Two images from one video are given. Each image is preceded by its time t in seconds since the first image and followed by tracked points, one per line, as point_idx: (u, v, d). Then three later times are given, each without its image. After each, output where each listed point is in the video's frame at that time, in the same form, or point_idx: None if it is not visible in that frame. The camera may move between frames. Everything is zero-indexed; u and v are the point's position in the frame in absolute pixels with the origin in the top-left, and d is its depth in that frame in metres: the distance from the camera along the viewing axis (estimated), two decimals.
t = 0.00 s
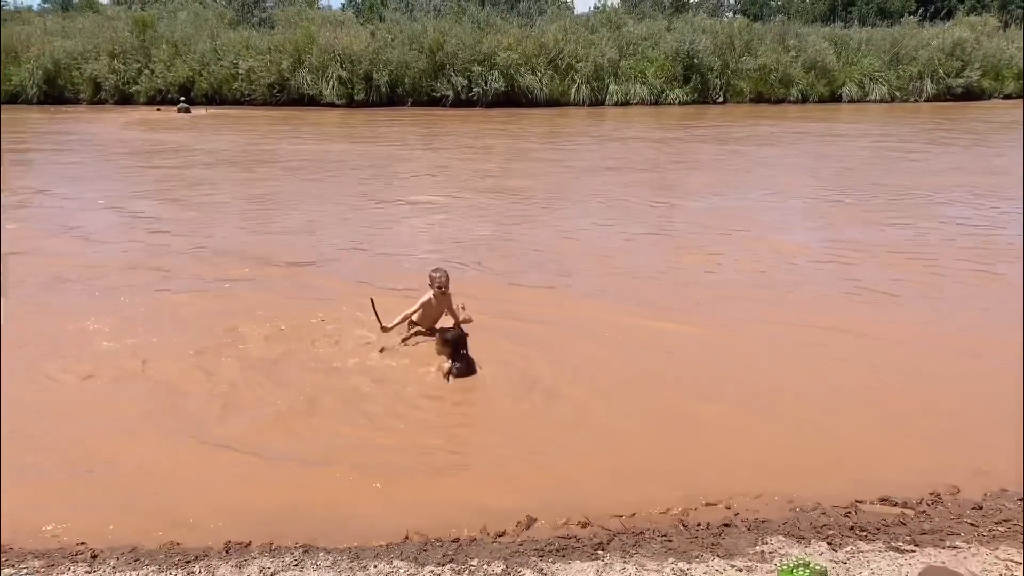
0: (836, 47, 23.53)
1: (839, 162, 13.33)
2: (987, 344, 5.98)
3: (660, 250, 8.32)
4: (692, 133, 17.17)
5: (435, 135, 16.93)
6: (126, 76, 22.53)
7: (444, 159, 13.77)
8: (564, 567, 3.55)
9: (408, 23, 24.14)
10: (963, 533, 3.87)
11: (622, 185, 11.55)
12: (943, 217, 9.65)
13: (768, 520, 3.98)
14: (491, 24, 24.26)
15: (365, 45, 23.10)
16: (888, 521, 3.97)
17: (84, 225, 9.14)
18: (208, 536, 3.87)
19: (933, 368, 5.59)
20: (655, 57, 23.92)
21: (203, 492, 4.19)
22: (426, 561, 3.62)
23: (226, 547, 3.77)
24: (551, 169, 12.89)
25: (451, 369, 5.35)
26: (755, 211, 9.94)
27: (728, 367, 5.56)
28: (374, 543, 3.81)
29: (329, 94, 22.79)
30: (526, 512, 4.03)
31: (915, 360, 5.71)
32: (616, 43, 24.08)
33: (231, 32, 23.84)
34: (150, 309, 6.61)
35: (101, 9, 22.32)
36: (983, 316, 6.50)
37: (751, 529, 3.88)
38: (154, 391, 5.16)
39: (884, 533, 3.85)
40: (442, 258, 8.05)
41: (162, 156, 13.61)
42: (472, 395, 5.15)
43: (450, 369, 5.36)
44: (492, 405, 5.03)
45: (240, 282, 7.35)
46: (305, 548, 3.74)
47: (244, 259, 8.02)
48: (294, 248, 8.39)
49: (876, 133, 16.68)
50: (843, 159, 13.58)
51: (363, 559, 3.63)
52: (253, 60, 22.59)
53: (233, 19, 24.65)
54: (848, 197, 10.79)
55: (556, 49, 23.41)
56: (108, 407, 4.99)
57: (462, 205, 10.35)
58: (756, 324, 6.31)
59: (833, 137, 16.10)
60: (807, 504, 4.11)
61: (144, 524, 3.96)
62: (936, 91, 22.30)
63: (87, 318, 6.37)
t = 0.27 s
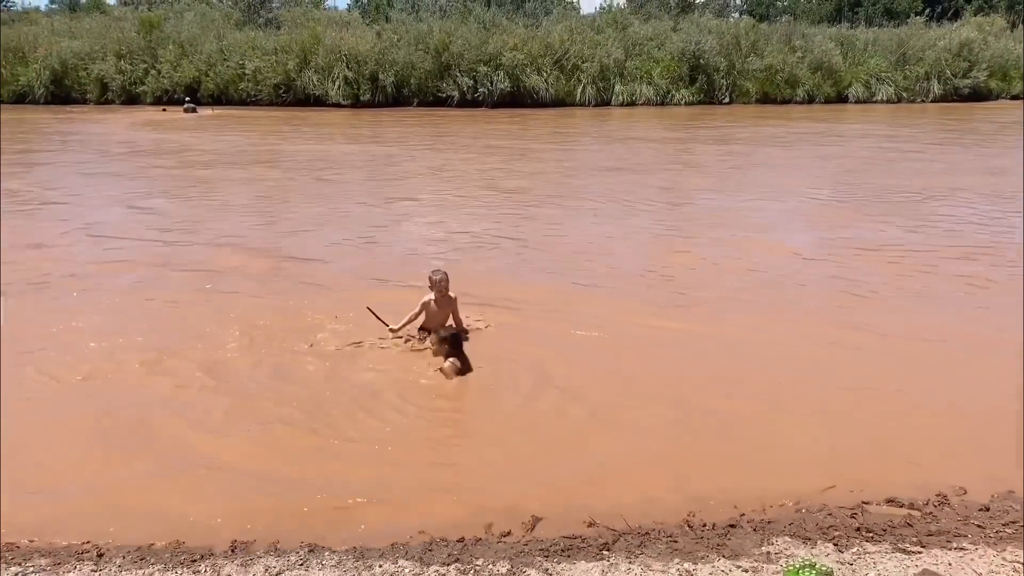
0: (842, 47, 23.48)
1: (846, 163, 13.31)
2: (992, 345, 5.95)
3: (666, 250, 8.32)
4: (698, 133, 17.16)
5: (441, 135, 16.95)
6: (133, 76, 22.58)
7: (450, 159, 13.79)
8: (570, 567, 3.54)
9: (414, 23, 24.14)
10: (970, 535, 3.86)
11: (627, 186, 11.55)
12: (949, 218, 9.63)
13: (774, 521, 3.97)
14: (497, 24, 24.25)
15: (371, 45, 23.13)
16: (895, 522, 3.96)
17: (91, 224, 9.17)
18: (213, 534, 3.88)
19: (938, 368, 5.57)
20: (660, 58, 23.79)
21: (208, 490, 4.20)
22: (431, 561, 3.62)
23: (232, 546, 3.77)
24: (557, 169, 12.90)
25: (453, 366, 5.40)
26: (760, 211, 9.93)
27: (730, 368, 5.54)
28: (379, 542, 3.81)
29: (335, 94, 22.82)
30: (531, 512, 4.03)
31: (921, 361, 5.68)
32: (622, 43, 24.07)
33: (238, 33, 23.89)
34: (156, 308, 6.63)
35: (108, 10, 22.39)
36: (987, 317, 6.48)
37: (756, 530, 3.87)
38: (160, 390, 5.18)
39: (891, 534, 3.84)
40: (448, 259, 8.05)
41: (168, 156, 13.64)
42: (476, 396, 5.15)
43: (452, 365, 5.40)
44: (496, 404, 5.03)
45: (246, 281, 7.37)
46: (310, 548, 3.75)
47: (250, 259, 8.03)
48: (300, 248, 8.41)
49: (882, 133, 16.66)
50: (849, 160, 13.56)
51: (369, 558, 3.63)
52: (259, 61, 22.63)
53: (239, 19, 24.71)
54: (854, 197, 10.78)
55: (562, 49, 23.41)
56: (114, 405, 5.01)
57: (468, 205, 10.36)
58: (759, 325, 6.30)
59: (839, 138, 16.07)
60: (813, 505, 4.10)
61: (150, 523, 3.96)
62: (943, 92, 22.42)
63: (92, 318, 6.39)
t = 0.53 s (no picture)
0: (848, 47, 23.45)
1: (851, 163, 13.30)
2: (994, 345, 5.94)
3: (670, 250, 8.31)
4: (702, 133, 17.15)
5: (446, 135, 16.96)
6: (138, 76, 22.59)
7: (454, 159, 13.79)
8: (575, 567, 3.54)
9: (419, 23, 24.13)
10: (977, 536, 3.85)
11: (632, 185, 11.54)
12: (954, 218, 9.62)
13: (779, 521, 3.96)
14: (502, 24, 24.23)
15: (376, 45, 23.14)
16: (901, 523, 3.95)
17: (96, 224, 9.17)
18: (218, 533, 3.88)
19: (940, 368, 5.55)
20: (666, 57, 23.73)
21: (213, 489, 4.20)
22: (436, 561, 3.61)
23: (236, 545, 3.78)
24: (561, 169, 12.90)
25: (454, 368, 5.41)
26: (765, 211, 9.92)
27: (731, 368, 5.53)
28: (383, 542, 3.81)
29: (340, 94, 22.84)
30: (535, 512, 4.02)
31: (923, 361, 5.67)
32: (627, 43, 24.02)
33: (243, 32, 23.90)
34: (159, 308, 6.64)
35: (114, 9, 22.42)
36: (990, 317, 6.47)
37: (761, 531, 3.86)
38: (162, 390, 5.18)
39: (897, 536, 3.83)
40: (452, 258, 8.05)
41: (173, 156, 13.65)
42: (480, 396, 5.15)
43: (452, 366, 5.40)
44: (500, 404, 5.03)
45: (250, 281, 7.38)
46: (315, 547, 3.75)
47: (254, 259, 8.03)
48: (304, 248, 8.42)
49: (887, 133, 16.64)
50: (854, 159, 13.54)
51: (373, 558, 3.64)
52: (264, 60, 22.64)
53: (244, 19, 24.69)
54: (859, 197, 10.76)
55: (567, 49, 23.40)
56: (117, 404, 5.02)
57: (472, 205, 10.37)
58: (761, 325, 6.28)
59: (844, 138, 16.04)
60: (818, 506, 4.09)
61: (155, 521, 3.97)
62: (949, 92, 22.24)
63: (96, 318, 6.40)
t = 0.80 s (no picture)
0: (853, 47, 23.42)
1: (855, 162, 13.27)
2: (997, 345, 5.93)
3: (673, 250, 8.31)
4: (706, 133, 17.13)
5: (450, 135, 16.96)
6: (143, 75, 22.63)
7: (458, 159, 13.79)
8: (578, 567, 3.54)
9: (423, 23, 24.13)
10: (982, 537, 3.84)
11: (635, 185, 11.54)
12: (957, 219, 9.60)
13: (783, 521, 3.96)
14: (506, 24, 24.22)
15: (381, 45, 23.16)
16: (905, 524, 3.95)
17: (100, 223, 9.19)
18: (222, 532, 3.88)
19: (943, 369, 5.54)
20: (670, 58, 23.72)
21: (216, 488, 4.20)
22: (440, 560, 3.62)
23: (241, 544, 3.78)
24: (565, 168, 12.90)
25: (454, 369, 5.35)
26: (768, 211, 9.92)
27: (734, 368, 5.51)
28: (388, 542, 3.81)
29: (344, 94, 22.86)
30: (540, 511, 4.02)
31: (926, 361, 5.66)
32: (631, 43, 24.02)
33: (247, 32, 23.93)
34: (163, 307, 6.65)
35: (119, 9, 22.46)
36: (993, 317, 6.46)
37: (766, 532, 3.86)
38: (166, 390, 5.19)
39: (901, 536, 3.82)
40: (455, 258, 8.06)
41: (177, 155, 13.67)
42: (484, 396, 5.15)
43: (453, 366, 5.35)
44: (503, 404, 5.03)
45: (254, 280, 7.39)
46: (319, 547, 3.75)
47: (258, 258, 8.04)
48: (308, 247, 8.43)
49: (891, 133, 16.61)
50: (859, 159, 13.51)
51: (378, 558, 3.64)
52: (268, 60, 22.66)
53: (249, 19, 24.68)
54: (863, 197, 10.74)
55: (571, 49, 23.41)
56: (120, 403, 5.03)
57: (476, 205, 10.37)
58: (763, 326, 6.26)
59: (849, 138, 16.00)
60: (823, 506, 4.08)
61: (158, 521, 3.97)
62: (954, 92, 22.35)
63: (100, 316, 6.41)
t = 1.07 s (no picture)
0: (856, 47, 23.39)
1: (859, 162, 13.25)
2: (1000, 345, 5.92)
3: (676, 250, 8.29)
4: (709, 132, 17.11)
5: (453, 134, 16.96)
6: (147, 75, 22.69)
7: (461, 159, 13.79)
8: (581, 568, 3.54)
9: (426, 22, 24.12)
10: (985, 538, 3.83)
11: (638, 185, 11.53)
12: (961, 218, 9.58)
13: (786, 522, 3.96)
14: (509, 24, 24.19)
15: (383, 45, 23.17)
16: (908, 525, 3.94)
17: (103, 223, 9.20)
18: (225, 532, 3.88)
19: (947, 369, 5.52)
20: (673, 58, 23.72)
21: (218, 487, 4.21)
22: (442, 560, 3.62)
23: (243, 543, 3.79)
24: (568, 168, 12.90)
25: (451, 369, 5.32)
26: (771, 211, 9.90)
27: (736, 369, 5.50)
28: (391, 541, 3.82)
29: (347, 93, 22.89)
30: (542, 512, 4.01)
31: (928, 361, 5.65)
32: (634, 43, 24.01)
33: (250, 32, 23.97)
34: (165, 306, 6.65)
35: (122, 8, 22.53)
36: (996, 317, 6.44)
37: (769, 532, 3.85)
38: (168, 389, 5.19)
39: (905, 537, 3.81)
40: (458, 258, 8.05)
41: (180, 155, 13.69)
42: (486, 395, 5.14)
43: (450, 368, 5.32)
44: (506, 404, 5.03)
45: (256, 279, 7.39)
46: (321, 546, 3.76)
47: (260, 258, 8.04)
48: (311, 247, 8.43)
49: (895, 133, 16.58)
50: (862, 159, 13.49)
51: (380, 558, 3.64)
52: (272, 60, 22.69)
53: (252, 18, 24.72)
54: (866, 197, 10.73)
55: (574, 49, 23.42)
56: (123, 402, 5.04)
57: (479, 204, 10.37)
58: (765, 326, 6.24)
59: (853, 138, 15.97)
60: (826, 507, 4.07)
61: (161, 520, 3.98)
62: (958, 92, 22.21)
63: (102, 316, 6.42)
